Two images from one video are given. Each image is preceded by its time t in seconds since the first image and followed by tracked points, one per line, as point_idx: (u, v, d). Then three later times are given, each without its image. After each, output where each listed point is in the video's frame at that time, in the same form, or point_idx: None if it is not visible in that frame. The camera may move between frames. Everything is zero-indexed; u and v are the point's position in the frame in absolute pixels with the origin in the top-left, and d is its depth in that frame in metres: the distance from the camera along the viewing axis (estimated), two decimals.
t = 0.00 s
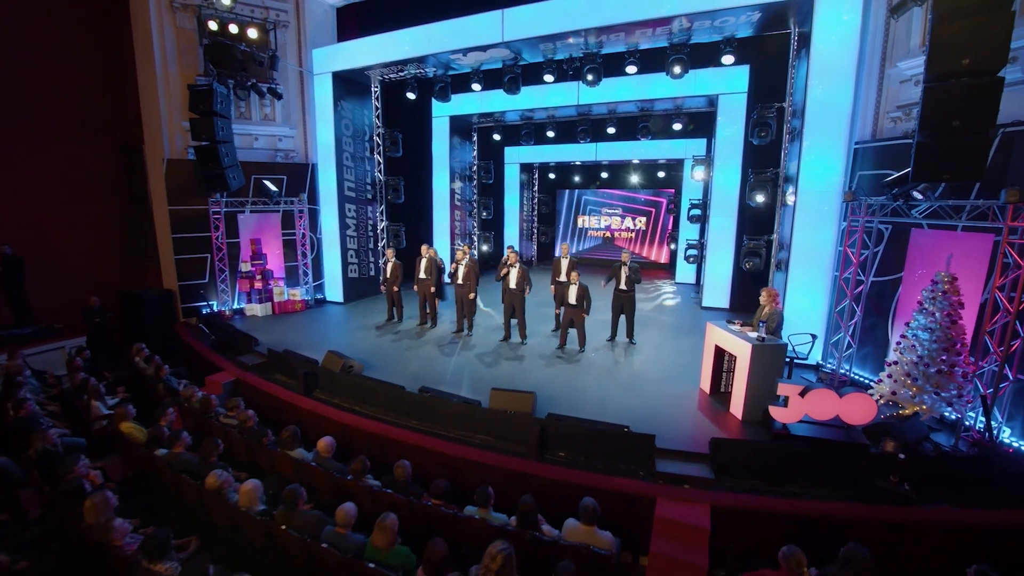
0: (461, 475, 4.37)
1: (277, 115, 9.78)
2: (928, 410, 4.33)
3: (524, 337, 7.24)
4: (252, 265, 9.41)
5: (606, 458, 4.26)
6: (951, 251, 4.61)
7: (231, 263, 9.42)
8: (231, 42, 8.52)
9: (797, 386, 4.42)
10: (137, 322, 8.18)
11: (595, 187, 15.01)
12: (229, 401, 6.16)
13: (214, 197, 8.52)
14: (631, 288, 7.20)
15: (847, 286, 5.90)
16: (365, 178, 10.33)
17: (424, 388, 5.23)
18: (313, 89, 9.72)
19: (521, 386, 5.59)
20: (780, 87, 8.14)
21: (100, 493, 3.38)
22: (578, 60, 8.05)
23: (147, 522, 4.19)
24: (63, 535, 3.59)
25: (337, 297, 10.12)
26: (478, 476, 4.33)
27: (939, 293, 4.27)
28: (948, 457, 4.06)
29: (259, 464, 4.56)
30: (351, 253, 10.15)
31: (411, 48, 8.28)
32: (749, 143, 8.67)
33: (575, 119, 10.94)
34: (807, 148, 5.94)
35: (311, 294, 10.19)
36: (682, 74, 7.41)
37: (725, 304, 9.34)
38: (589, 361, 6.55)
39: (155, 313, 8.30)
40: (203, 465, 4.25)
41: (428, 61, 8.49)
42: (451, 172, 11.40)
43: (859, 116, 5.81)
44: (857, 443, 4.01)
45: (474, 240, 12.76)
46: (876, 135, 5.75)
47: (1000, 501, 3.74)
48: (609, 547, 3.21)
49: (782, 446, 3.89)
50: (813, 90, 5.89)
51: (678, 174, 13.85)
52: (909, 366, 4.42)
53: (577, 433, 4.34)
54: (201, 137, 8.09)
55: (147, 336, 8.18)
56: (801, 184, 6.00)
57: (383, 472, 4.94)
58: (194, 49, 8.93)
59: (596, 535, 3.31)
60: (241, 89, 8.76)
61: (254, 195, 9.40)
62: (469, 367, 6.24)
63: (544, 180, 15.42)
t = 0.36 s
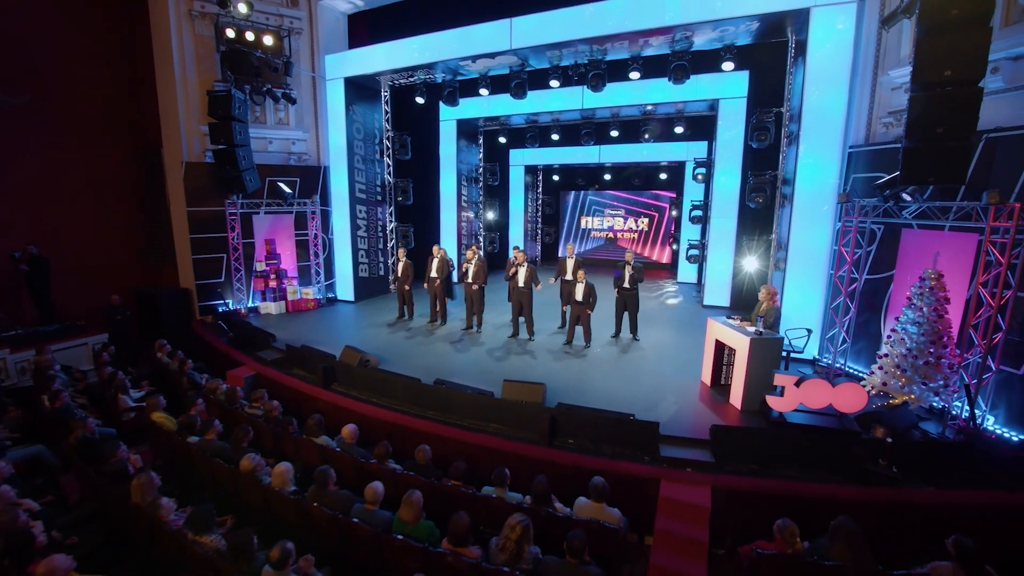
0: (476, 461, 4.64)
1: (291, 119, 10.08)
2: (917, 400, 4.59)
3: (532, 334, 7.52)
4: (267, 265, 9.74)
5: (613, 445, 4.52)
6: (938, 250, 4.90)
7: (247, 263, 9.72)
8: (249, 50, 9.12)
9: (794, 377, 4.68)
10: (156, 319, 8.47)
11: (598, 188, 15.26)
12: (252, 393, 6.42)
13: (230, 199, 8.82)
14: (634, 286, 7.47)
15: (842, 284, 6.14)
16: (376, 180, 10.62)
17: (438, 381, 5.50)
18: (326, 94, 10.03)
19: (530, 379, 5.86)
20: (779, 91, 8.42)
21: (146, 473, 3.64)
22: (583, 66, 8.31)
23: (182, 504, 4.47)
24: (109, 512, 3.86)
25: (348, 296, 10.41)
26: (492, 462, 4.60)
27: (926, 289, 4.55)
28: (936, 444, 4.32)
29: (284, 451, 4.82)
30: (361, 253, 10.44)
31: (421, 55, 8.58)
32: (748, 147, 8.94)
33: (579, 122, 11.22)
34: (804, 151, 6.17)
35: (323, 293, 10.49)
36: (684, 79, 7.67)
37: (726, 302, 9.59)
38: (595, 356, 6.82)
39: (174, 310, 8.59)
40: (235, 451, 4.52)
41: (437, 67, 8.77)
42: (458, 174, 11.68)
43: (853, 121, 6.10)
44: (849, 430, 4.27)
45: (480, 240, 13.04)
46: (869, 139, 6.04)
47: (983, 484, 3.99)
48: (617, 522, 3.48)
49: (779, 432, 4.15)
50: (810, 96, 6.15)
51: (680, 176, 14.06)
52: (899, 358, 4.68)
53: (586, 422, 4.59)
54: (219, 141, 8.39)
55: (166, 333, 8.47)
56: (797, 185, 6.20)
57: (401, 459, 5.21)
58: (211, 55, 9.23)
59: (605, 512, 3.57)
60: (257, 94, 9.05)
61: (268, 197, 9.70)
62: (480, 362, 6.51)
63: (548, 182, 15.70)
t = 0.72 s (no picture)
0: (491, 447, 4.93)
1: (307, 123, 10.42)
2: (909, 390, 4.84)
3: (541, 330, 7.80)
4: (284, 264, 10.11)
5: (620, 432, 4.79)
6: (928, 249, 5.15)
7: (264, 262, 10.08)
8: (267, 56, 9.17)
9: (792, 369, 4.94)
10: (178, 315, 8.82)
11: (604, 190, 15.53)
12: (275, 385, 6.74)
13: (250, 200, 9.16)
14: (639, 284, 7.74)
15: (839, 282, 6.38)
16: (388, 181, 10.95)
17: (453, 372, 5.78)
18: (340, 99, 10.37)
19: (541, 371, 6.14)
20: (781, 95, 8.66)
21: (188, 453, 3.95)
22: (590, 72, 8.58)
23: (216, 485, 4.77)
24: (151, 491, 4.17)
25: (361, 294, 10.73)
26: (506, 448, 4.88)
27: (918, 286, 4.80)
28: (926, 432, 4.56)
29: (309, 437, 5.12)
30: (374, 252, 10.76)
31: (434, 61, 8.88)
32: (750, 150, 9.20)
33: (585, 125, 11.50)
34: (803, 154, 6.41)
35: (337, 291, 10.83)
36: (688, 84, 7.92)
37: (729, 301, 9.84)
38: (602, 351, 7.10)
39: (195, 307, 8.94)
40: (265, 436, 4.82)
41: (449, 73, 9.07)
42: (467, 176, 11.98)
43: (850, 126, 6.36)
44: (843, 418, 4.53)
45: (488, 241, 13.34)
46: (866, 143, 6.30)
47: (970, 468, 4.23)
48: (625, 500, 3.76)
49: (776, 419, 4.41)
50: (809, 101, 6.40)
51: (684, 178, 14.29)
52: (892, 351, 4.93)
53: (594, 410, 4.87)
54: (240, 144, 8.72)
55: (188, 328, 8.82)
56: (797, 187, 6.45)
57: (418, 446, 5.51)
58: (231, 62, 9.57)
59: (614, 491, 3.85)
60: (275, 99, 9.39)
61: (285, 198, 10.04)
62: (492, 356, 6.80)
63: (555, 183, 15.99)
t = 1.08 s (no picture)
0: (504, 434, 5.21)
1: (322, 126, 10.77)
2: (902, 380, 5.09)
3: (549, 326, 8.10)
4: (301, 262, 10.48)
5: (625, 420, 5.07)
6: (920, 247, 5.42)
7: (281, 260, 10.44)
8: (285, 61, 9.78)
9: (789, 360, 5.21)
10: (199, 311, 9.18)
11: (610, 191, 15.84)
12: (296, 377, 7.07)
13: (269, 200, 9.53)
14: (643, 281, 8.02)
15: (837, 279, 6.63)
16: (400, 182, 11.29)
17: (467, 364, 6.08)
18: (355, 103, 10.72)
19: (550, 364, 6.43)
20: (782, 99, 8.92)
21: (226, 434, 4.26)
22: (596, 76, 8.85)
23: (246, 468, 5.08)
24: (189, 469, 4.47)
25: (374, 291, 11.07)
26: (518, 433, 5.17)
27: (910, 282, 5.05)
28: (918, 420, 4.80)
29: (332, 423, 5.43)
30: (387, 251, 11.10)
31: (445, 67, 9.21)
32: (752, 152, 9.45)
33: (592, 127, 11.79)
34: (802, 156, 6.67)
35: (351, 289, 11.18)
36: (692, 88, 8.17)
37: (732, 299, 10.08)
38: (608, 345, 7.38)
39: (215, 304, 9.29)
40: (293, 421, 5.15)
41: (460, 77, 9.38)
42: (476, 177, 12.30)
43: (847, 129, 6.60)
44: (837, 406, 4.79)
45: (497, 240, 13.63)
46: (863, 145, 6.52)
47: (957, 454, 4.48)
48: (631, 478, 4.03)
49: (773, 407, 4.68)
50: (808, 105, 6.63)
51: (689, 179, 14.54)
52: (885, 344, 5.19)
53: (601, 399, 5.15)
54: (260, 147, 9.08)
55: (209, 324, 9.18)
56: (796, 188, 6.72)
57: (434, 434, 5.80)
58: (251, 68, 9.94)
59: (621, 470, 4.13)
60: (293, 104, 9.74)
61: (302, 199, 10.40)
62: (504, 350, 7.11)
63: (562, 185, 16.29)
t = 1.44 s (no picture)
0: (516, 420, 5.51)
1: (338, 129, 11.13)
2: (896, 371, 5.33)
3: (558, 321, 8.38)
4: (318, 260, 10.87)
5: (630, 407, 5.34)
6: (913, 244, 5.71)
7: (298, 258, 10.83)
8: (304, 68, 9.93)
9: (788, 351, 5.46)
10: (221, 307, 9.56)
11: (616, 191, 16.06)
12: (316, 368, 7.41)
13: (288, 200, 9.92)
14: (647, 278, 8.29)
15: (837, 275, 6.87)
16: (412, 183, 11.63)
17: (481, 356, 6.38)
18: (369, 106, 11.08)
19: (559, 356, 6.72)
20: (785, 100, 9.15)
21: (259, 416, 4.59)
22: (604, 80, 9.11)
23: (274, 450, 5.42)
24: (222, 449, 4.79)
25: (388, 288, 11.44)
26: (529, 419, 5.47)
27: (905, 277, 5.29)
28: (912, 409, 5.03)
29: (353, 409, 5.76)
30: (400, 250, 11.46)
31: (457, 71, 9.52)
32: (756, 153, 9.69)
33: (599, 129, 12.06)
34: (803, 157, 6.90)
35: (365, 286, 11.55)
36: (697, 91, 8.40)
37: (736, 296, 10.24)
38: (615, 339, 7.66)
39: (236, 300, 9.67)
40: (318, 407, 5.48)
41: (472, 82, 9.69)
42: (486, 178, 12.62)
43: (847, 131, 6.84)
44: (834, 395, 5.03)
45: (506, 239, 13.94)
46: (862, 146, 6.76)
47: (948, 440, 4.71)
48: (636, 458, 4.32)
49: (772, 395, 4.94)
50: (808, 108, 6.88)
51: (695, 179, 14.74)
52: (881, 337, 5.42)
53: (608, 387, 5.43)
54: (280, 149, 9.44)
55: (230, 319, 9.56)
56: (797, 188, 6.94)
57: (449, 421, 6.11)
58: (270, 73, 10.30)
59: (626, 451, 4.42)
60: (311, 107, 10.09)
61: (319, 199, 10.78)
62: (515, 343, 7.41)
63: (569, 185, 16.51)
